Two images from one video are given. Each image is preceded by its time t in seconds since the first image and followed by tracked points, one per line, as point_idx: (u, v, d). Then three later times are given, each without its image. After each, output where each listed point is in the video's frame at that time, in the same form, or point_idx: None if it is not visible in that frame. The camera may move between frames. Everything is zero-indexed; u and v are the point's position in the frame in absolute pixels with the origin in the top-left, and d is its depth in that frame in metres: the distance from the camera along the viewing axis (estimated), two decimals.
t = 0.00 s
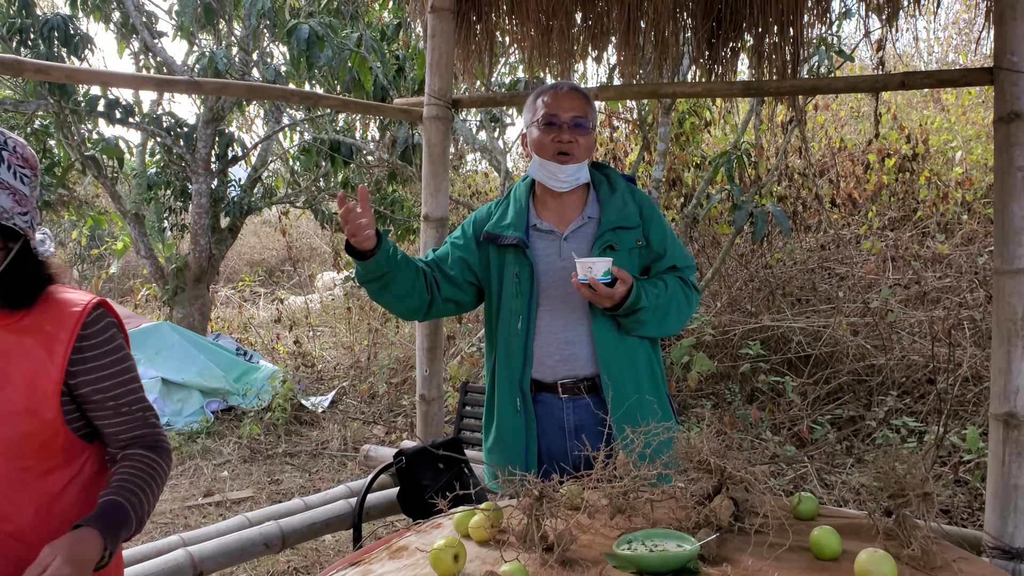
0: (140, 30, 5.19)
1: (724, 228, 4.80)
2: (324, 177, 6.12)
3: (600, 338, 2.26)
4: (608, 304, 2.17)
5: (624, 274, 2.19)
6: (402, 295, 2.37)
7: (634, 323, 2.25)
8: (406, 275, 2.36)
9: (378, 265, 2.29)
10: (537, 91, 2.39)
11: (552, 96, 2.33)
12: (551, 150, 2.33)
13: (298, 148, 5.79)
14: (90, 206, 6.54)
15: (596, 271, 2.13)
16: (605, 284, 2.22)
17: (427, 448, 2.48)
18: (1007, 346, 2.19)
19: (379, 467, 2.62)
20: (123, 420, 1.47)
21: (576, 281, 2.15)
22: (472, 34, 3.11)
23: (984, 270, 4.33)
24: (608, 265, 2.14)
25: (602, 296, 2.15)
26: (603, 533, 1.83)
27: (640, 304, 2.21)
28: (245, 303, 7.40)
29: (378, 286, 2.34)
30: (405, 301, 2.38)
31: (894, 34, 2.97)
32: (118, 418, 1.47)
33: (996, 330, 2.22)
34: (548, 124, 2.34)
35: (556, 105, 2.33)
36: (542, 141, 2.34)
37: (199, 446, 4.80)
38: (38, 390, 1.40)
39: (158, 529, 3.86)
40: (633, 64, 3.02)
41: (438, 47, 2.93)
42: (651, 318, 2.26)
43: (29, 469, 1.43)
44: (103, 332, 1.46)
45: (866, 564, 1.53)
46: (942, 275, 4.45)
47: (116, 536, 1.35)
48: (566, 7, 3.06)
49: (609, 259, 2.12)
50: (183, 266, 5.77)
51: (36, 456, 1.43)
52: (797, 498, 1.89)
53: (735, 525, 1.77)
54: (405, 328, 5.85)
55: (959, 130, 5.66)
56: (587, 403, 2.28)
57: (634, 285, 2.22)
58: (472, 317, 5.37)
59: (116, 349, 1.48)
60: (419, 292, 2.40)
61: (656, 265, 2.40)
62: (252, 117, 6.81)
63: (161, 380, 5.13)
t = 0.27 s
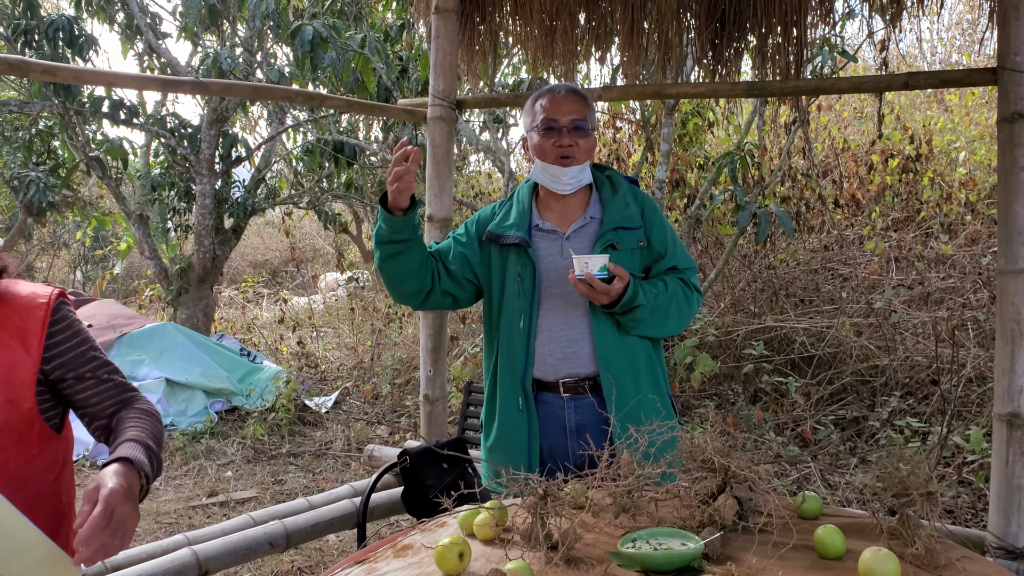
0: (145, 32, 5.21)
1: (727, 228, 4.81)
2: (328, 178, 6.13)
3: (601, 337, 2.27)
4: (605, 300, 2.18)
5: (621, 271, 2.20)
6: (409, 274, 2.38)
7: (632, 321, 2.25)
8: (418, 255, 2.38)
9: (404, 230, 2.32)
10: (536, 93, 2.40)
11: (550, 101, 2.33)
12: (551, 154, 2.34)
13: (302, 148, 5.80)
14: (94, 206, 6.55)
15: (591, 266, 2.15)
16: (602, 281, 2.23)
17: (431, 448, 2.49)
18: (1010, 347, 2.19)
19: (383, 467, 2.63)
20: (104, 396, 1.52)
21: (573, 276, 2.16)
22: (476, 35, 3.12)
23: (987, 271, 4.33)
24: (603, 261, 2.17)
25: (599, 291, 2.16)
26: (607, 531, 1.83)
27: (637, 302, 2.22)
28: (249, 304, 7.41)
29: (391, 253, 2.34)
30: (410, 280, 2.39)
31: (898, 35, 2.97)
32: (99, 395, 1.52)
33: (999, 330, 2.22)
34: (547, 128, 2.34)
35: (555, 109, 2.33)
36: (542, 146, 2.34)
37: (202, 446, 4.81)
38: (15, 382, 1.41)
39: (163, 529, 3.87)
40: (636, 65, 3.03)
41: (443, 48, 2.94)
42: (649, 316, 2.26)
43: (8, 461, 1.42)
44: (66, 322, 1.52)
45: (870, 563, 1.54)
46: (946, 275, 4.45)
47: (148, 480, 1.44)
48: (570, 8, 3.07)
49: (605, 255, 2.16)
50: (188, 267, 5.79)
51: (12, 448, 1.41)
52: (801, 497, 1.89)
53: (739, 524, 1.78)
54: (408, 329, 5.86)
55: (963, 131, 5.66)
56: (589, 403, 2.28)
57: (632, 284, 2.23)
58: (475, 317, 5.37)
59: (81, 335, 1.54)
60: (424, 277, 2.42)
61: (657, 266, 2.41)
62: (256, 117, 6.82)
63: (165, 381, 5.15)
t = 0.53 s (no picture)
0: (147, 31, 5.21)
1: (728, 227, 4.81)
2: (329, 177, 6.14)
3: (600, 335, 2.27)
4: (602, 297, 2.18)
5: (619, 268, 2.20)
6: (407, 267, 2.39)
7: (630, 318, 2.25)
8: (421, 246, 2.40)
9: (408, 214, 2.35)
10: (528, 97, 2.39)
11: (542, 103, 2.33)
12: (545, 158, 2.35)
13: (304, 147, 5.81)
14: (96, 205, 6.56)
15: (587, 263, 2.16)
16: (600, 278, 2.23)
17: (433, 445, 2.50)
18: (1011, 345, 2.20)
19: (385, 465, 2.63)
20: (80, 349, 1.48)
21: (569, 274, 2.17)
22: (478, 34, 3.12)
23: (989, 270, 4.33)
24: (600, 257, 2.17)
25: (596, 288, 2.16)
26: (608, 528, 1.83)
27: (634, 298, 2.22)
28: (249, 302, 7.42)
29: (393, 239, 2.36)
30: (409, 273, 2.39)
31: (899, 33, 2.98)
32: (75, 349, 1.48)
33: (1000, 328, 2.23)
34: (540, 133, 2.35)
35: (548, 113, 2.33)
36: (536, 150, 2.35)
37: (204, 444, 4.82)
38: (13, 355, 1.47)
39: (165, 527, 3.88)
40: (637, 64, 3.04)
41: (444, 47, 2.95)
42: (647, 313, 2.26)
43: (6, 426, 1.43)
44: (49, 291, 1.52)
45: (871, 560, 1.54)
46: (947, 274, 4.46)
47: (109, 414, 1.34)
48: (571, 7, 3.07)
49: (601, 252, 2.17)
50: (189, 266, 5.79)
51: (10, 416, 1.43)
52: (802, 495, 1.89)
53: (739, 521, 1.78)
54: (409, 327, 5.86)
55: (965, 130, 5.66)
56: (588, 400, 2.28)
57: (630, 280, 2.23)
58: (477, 316, 5.38)
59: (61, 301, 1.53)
60: (425, 271, 2.42)
61: (657, 264, 2.41)
62: (257, 116, 6.83)
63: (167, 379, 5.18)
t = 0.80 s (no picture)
0: (147, 29, 5.21)
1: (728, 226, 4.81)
2: (329, 176, 6.14)
3: (599, 333, 2.27)
4: (599, 296, 2.19)
5: (615, 266, 2.19)
6: (407, 278, 2.39)
7: (629, 317, 2.25)
8: (420, 255, 2.40)
9: (404, 225, 2.35)
10: (520, 96, 2.40)
11: (534, 102, 2.34)
12: (538, 157, 2.35)
13: (304, 146, 5.81)
14: (95, 204, 6.56)
15: (583, 263, 2.18)
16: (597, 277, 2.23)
17: (434, 444, 2.50)
18: (1011, 343, 2.20)
19: (385, 463, 2.63)
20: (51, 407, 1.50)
21: (566, 274, 2.18)
22: (478, 33, 3.12)
23: (988, 268, 4.33)
24: (596, 257, 2.19)
25: (592, 288, 2.16)
26: (609, 526, 1.83)
27: (632, 297, 2.21)
28: (249, 301, 7.42)
29: (392, 251, 2.36)
30: (409, 282, 2.40)
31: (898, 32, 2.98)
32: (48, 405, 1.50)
33: (1000, 326, 2.23)
34: (533, 131, 2.35)
35: (539, 112, 2.34)
36: (530, 149, 2.36)
37: (205, 443, 4.82)
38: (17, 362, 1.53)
39: (165, 525, 3.88)
40: (637, 62, 3.05)
41: (444, 46, 2.95)
42: (645, 311, 2.26)
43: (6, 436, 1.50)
44: (58, 322, 1.55)
45: (871, 558, 1.54)
46: (947, 273, 4.46)
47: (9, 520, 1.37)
48: (571, 6, 3.07)
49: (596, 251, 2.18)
50: (189, 264, 5.80)
51: None
52: (802, 493, 1.89)
53: (740, 519, 1.77)
54: (409, 326, 5.87)
55: (964, 129, 5.67)
56: (589, 399, 2.29)
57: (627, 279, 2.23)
58: (477, 314, 5.38)
59: (68, 336, 1.55)
60: (425, 280, 2.42)
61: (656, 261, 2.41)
62: (257, 115, 6.83)
63: (167, 378, 5.21)
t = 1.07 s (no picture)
0: (148, 30, 5.22)
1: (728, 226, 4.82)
2: (330, 176, 6.15)
3: (602, 332, 2.27)
4: (602, 296, 2.18)
5: (618, 266, 2.20)
6: (416, 284, 2.40)
7: (632, 315, 2.26)
8: (429, 263, 2.40)
9: (416, 236, 2.34)
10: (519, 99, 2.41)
11: (535, 103, 2.35)
12: (546, 159, 2.34)
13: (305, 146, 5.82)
14: (96, 204, 6.56)
15: (586, 263, 2.16)
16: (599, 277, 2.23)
17: (434, 444, 2.50)
18: (1011, 343, 2.20)
19: (385, 463, 2.63)
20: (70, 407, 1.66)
21: (568, 274, 2.17)
22: (479, 33, 3.12)
23: (989, 268, 4.33)
24: (599, 257, 2.17)
25: (594, 287, 2.16)
26: (610, 526, 1.83)
27: (634, 295, 2.22)
28: (250, 302, 7.43)
29: (401, 258, 2.36)
30: (417, 289, 2.40)
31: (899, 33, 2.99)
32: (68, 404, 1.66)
33: (1000, 327, 2.23)
34: (537, 133, 2.35)
35: (541, 112, 2.35)
36: (536, 152, 2.35)
37: (205, 443, 4.82)
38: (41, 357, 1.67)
39: (166, 525, 3.89)
40: (638, 62, 3.05)
41: (445, 46, 2.95)
42: (648, 309, 2.26)
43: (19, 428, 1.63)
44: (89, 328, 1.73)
45: (872, 557, 1.54)
46: (947, 273, 4.46)
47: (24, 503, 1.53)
48: (572, 5, 3.07)
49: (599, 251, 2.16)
50: (190, 265, 5.80)
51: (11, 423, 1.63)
52: (803, 493, 1.89)
53: (741, 519, 1.77)
54: (410, 326, 5.87)
55: (965, 129, 5.67)
56: (594, 397, 2.29)
57: (629, 277, 2.23)
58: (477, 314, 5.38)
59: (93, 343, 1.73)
60: (431, 286, 2.42)
61: (657, 257, 2.41)
62: (258, 115, 6.83)
63: (168, 378, 5.21)
